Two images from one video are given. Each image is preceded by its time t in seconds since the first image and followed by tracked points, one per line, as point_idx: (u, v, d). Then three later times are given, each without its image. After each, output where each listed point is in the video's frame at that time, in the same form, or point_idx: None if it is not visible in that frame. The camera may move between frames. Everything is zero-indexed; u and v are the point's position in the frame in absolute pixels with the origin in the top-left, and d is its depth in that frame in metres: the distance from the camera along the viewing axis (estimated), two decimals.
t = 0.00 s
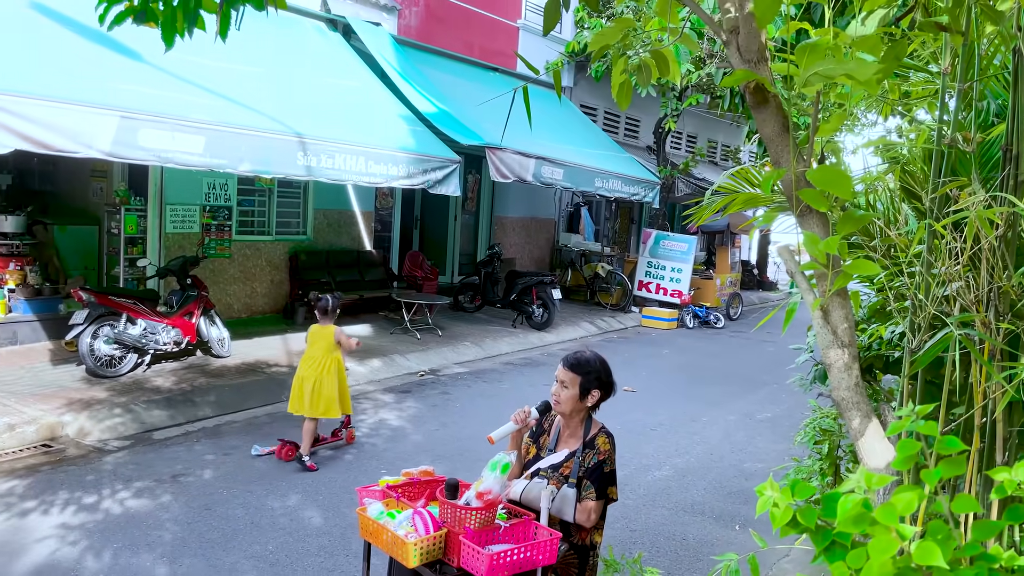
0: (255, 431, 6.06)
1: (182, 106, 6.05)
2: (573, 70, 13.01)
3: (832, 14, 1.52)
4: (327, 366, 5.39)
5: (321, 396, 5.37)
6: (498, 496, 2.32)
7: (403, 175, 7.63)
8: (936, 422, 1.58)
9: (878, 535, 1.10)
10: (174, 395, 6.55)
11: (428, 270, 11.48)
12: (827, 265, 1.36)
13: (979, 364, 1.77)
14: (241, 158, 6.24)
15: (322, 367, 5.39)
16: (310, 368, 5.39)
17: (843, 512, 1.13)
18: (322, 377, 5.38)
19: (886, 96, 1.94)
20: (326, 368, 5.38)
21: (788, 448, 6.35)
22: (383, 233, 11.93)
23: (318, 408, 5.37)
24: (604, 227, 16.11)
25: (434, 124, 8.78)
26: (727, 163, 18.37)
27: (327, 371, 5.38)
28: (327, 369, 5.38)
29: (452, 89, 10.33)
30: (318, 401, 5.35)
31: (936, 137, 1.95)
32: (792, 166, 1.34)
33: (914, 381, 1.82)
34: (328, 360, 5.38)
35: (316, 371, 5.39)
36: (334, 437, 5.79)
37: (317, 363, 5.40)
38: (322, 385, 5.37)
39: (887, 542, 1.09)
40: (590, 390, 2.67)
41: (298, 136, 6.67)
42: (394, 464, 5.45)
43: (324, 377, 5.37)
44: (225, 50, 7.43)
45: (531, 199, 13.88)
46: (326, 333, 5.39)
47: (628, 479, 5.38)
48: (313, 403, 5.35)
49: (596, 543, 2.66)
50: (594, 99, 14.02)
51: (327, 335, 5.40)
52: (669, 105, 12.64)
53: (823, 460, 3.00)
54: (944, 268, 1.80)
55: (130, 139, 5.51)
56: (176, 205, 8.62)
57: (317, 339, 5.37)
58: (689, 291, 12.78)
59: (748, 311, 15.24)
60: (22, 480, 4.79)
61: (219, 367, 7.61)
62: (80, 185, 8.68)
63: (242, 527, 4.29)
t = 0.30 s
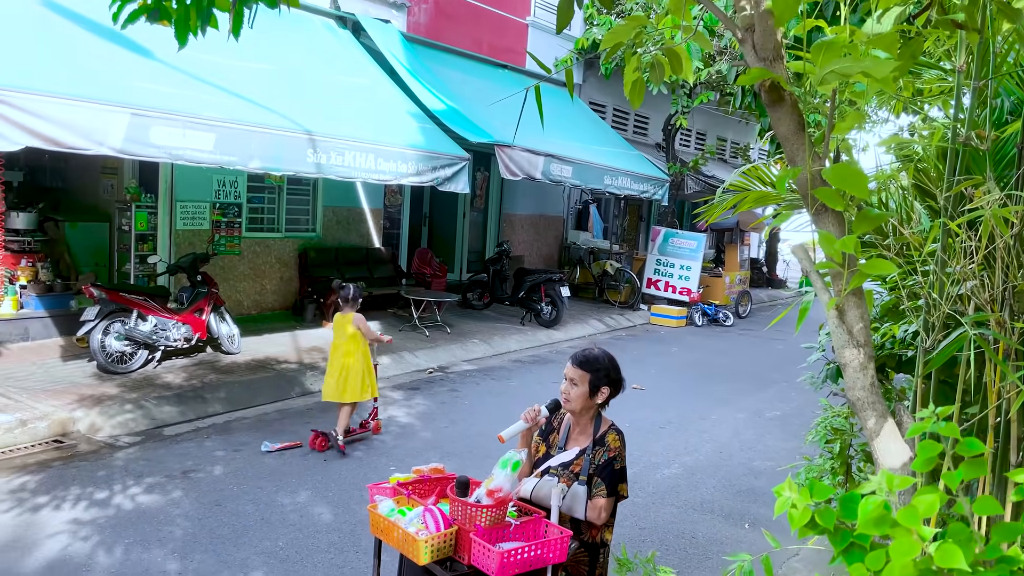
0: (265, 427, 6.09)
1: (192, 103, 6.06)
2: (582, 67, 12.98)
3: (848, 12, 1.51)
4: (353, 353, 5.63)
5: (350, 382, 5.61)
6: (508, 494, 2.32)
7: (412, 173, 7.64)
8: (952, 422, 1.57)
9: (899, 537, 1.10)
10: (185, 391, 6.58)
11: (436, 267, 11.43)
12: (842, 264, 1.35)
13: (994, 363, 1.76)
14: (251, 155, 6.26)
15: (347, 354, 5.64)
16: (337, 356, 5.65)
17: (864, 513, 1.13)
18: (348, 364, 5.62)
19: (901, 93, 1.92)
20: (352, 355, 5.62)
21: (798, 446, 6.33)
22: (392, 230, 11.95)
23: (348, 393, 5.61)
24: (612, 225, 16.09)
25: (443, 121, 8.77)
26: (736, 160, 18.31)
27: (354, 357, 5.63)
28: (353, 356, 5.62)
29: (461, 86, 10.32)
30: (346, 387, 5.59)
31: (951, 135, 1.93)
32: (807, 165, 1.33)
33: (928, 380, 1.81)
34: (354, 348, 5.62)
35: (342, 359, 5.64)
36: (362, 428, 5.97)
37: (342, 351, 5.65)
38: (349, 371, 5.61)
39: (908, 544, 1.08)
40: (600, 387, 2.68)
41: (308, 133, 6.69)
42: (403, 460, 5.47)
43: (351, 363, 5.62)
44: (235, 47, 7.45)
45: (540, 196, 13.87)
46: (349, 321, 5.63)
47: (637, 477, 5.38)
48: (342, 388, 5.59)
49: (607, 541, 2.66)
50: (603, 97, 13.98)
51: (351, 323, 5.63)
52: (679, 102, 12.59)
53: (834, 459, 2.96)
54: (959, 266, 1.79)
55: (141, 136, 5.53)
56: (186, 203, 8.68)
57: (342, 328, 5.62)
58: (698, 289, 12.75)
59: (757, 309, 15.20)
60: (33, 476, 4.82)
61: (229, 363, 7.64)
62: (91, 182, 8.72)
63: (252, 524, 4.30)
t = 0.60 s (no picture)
0: (271, 423, 6.10)
1: (198, 99, 6.07)
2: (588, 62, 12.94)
3: (858, 7, 1.49)
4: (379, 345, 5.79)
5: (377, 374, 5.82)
6: (514, 492, 2.32)
7: (418, 168, 7.63)
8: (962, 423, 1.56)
9: (910, 542, 1.10)
10: (191, 386, 6.60)
11: (442, 263, 11.49)
12: (851, 264, 1.34)
13: (1003, 362, 1.75)
14: (257, 151, 6.26)
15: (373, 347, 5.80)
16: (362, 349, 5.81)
17: (875, 519, 1.12)
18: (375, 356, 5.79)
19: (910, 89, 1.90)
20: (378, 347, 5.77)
21: (804, 442, 6.32)
22: (397, 226, 11.96)
23: (375, 385, 5.83)
24: (618, 220, 16.06)
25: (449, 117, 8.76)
26: (743, 155, 18.26)
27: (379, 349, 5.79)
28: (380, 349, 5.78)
29: (467, 82, 10.30)
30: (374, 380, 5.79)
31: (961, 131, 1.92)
32: (816, 162, 1.32)
33: (938, 379, 1.80)
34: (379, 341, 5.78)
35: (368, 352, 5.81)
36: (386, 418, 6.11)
37: (367, 343, 5.81)
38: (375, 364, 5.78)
39: (921, 550, 1.07)
40: (605, 383, 2.67)
41: (314, 129, 6.69)
42: (409, 456, 5.47)
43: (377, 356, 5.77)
44: (240, 42, 7.45)
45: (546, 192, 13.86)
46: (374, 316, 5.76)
47: (643, 473, 5.38)
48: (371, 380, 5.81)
49: (612, 536, 2.66)
50: (609, 92, 13.94)
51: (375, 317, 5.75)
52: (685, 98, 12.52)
53: (841, 457, 2.91)
54: (970, 264, 1.77)
55: (147, 133, 5.54)
56: (192, 198, 8.68)
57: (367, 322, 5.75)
58: (704, 285, 12.71)
59: (763, 305, 15.16)
60: (41, 471, 4.85)
61: (236, 359, 7.66)
62: (98, 177, 8.76)
63: (258, 519, 4.32)
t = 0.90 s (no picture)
0: (276, 417, 6.11)
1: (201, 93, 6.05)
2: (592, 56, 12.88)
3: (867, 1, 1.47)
4: (405, 335, 6.01)
5: (407, 361, 6.08)
6: (518, 489, 2.31)
7: (421, 163, 7.62)
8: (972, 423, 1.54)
9: (924, 548, 1.09)
10: (195, 381, 6.61)
11: (446, 258, 11.44)
12: (860, 262, 1.32)
13: (1012, 359, 1.73)
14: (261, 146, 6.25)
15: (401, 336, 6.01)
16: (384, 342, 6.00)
17: (888, 526, 1.12)
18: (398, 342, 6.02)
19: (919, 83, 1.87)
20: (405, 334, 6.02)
21: (808, 437, 6.31)
22: (401, 220, 11.95)
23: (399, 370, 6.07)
24: (622, 214, 16.03)
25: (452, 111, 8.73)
26: (747, 149, 18.21)
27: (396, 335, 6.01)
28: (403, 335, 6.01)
29: (470, 76, 10.27)
30: (405, 368, 6.03)
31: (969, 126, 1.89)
32: (824, 159, 1.30)
33: (946, 377, 1.78)
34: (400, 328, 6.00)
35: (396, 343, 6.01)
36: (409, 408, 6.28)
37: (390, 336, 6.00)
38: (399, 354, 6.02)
39: (936, 557, 1.06)
40: (607, 378, 2.67)
41: (317, 123, 6.67)
42: (414, 451, 5.48)
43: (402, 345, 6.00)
44: (243, 37, 7.43)
45: (550, 186, 13.84)
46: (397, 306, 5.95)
47: (647, 468, 5.38)
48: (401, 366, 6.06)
49: (617, 532, 2.65)
50: (612, 85, 13.89)
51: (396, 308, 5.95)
52: (688, 93, 12.37)
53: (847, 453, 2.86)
54: (979, 261, 1.75)
55: (150, 127, 5.53)
56: (196, 192, 8.68)
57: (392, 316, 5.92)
58: (708, 279, 12.68)
59: (768, 299, 15.13)
60: (46, 466, 4.86)
61: (240, 353, 7.67)
62: (102, 172, 8.77)
63: (263, 514, 4.32)
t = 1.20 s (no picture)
0: (279, 412, 6.10)
1: (202, 87, 6.02)
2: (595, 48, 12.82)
3: None
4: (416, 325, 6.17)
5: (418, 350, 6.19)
6: (525, 485, 2.29)
7: (423, 156, 7.58)
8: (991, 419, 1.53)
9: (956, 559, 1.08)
10: (198, 375, 6.60)
11: (448, 251, 11.45)
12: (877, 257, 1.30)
13: None
14: (263, 140, 6.22)
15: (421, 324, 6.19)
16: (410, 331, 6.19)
17: (919, 535, 1.11)
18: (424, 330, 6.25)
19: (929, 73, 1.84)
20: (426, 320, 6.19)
21: (812, 430, 6.30)
22: (403, 214, 11.93)
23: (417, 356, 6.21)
24: (625, 207, 15.99)
25: (455, 104, 8.69)
26: (750, 141, 18.15)
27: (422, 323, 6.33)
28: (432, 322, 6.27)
29: (472, 68, 10.22)
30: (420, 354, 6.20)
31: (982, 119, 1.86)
32: (840, 152, 1.27)
33: (959, 372, 1.76)
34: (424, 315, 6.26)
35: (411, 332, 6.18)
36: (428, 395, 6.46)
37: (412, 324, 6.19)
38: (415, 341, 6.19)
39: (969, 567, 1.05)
40: (611, 372, 2.65)
41: (319, 117, 6.64)
42: (417, 445, 5.47)
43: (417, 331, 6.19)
44: (244, 29, 7.39)
45: (552, 179, 13.81)
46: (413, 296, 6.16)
47: (651, 462, 5.36)
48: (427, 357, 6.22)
49: (622, 524, 2.63)
50: (615, 77, 13.83)
51: (419, 296, 6.27)
52: (693, 83, 12.41)
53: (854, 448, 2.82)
54: (992, 254, 1.73)
55: (152, 121, 5.50)
56: (198, 186, 8.66)
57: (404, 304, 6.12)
58: (711, 272, 12.65)
59: (770, 291, 15.10)
60: (49, 460, 4.86)
61: (243, 347, 7.66)
62: (104, 166, 8.75)
63: (266, 509, 4.32)
